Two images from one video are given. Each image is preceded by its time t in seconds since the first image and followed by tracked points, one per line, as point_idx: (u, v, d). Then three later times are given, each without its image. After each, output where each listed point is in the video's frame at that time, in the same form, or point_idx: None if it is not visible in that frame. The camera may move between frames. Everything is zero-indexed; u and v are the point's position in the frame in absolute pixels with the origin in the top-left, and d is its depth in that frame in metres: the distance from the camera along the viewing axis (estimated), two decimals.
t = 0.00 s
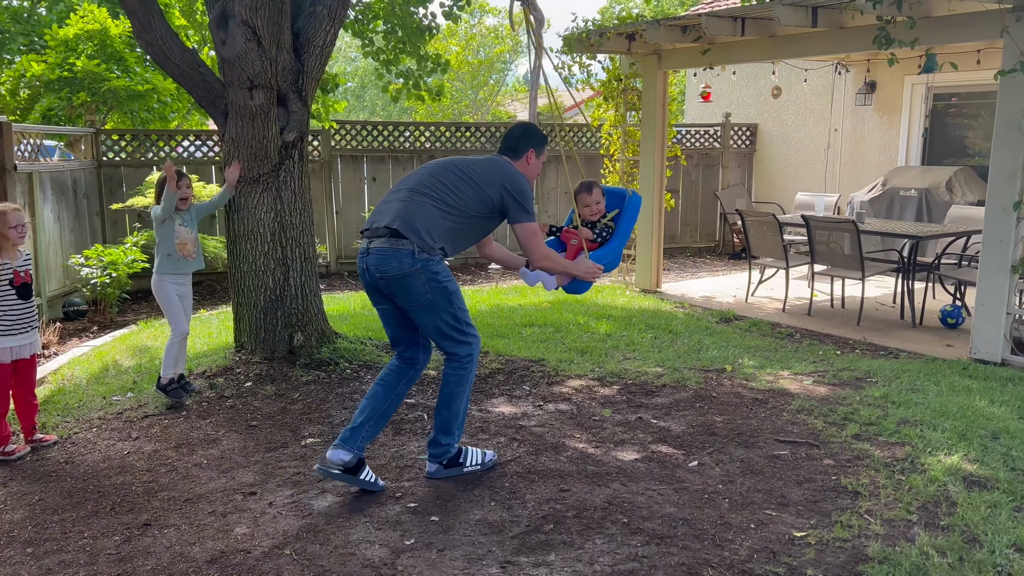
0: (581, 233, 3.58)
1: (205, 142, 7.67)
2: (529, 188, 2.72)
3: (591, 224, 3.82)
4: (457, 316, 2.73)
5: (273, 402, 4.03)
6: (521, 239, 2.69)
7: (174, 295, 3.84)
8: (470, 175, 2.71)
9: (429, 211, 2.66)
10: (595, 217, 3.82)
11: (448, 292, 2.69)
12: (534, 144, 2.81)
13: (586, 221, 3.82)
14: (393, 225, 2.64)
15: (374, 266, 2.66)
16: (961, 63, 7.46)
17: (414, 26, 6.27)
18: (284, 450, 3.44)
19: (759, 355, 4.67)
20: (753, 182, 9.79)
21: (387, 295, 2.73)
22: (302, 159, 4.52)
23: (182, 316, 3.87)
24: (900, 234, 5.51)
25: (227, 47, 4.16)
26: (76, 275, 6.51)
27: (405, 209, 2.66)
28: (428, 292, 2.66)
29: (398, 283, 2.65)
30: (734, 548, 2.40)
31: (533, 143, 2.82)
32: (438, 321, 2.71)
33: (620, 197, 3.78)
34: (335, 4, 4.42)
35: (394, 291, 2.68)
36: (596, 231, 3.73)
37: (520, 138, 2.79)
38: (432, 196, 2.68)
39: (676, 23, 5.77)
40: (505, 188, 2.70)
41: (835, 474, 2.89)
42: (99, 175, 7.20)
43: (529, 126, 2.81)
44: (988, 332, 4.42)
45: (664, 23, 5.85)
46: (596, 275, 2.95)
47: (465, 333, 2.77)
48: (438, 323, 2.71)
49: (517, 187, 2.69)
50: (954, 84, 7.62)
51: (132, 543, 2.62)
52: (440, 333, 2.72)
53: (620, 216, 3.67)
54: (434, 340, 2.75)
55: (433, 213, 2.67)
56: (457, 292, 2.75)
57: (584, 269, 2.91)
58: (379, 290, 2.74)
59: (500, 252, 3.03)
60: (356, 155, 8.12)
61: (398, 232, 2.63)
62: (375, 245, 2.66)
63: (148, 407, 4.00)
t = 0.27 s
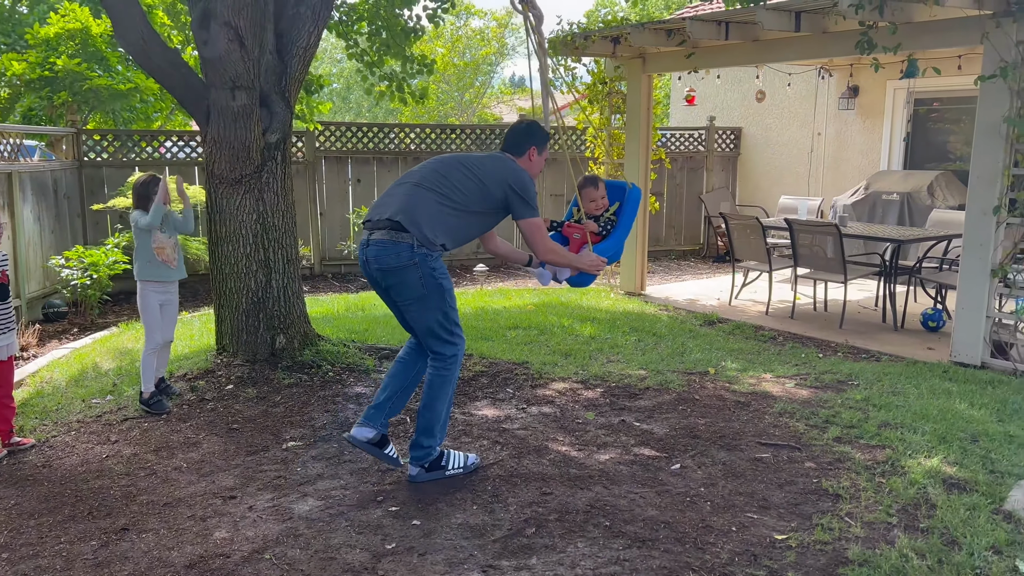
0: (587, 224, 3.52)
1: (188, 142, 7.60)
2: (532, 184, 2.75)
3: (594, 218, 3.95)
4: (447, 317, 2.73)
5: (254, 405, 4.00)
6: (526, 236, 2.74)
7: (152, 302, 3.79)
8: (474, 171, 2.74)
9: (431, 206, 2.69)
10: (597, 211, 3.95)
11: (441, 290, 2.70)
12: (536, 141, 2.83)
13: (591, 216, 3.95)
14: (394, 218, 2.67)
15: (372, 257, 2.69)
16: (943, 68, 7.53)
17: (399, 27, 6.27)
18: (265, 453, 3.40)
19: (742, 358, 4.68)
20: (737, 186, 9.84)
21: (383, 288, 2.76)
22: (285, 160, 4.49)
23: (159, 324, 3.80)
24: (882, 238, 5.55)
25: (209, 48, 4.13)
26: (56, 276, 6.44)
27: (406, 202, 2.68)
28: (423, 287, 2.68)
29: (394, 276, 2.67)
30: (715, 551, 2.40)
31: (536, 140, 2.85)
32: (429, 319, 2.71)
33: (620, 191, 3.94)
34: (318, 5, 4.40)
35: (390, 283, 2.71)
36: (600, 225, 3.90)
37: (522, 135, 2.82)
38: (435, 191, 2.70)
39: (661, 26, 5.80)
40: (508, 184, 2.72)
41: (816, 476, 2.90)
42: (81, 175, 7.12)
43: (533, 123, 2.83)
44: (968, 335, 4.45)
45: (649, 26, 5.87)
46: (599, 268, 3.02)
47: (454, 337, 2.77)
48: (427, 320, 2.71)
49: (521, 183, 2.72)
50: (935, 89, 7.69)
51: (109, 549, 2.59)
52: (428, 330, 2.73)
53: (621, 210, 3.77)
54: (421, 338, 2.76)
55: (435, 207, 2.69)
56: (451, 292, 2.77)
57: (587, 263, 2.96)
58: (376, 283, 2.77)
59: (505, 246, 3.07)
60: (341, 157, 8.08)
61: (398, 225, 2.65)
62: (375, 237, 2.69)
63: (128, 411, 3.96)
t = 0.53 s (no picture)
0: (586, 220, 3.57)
1: (169, 144, 7.51)
2: (530, 187, 2.79)
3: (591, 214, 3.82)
4: (437, 321, 2.79)
5: (233, 410, 3.95)
6: (526, 235, 2.78)
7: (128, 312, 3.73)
8: (473, 173, 2.78)
9: (428, 207, 2.74)
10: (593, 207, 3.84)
11: (433, 293, 2.77)
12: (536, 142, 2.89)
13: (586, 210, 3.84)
14: (392, 218, 2.72)
15: (368, 255, 2.76)
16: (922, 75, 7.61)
17: (381, 30, 6.23)
18: (244, 460, 3.36)
19: (723, 362, 4.69)
20: (719, 190, 9.88)
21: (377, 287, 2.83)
22: (266, 163, 4.45)
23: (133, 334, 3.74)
24: (862, 243, 5.59)
25: (188, 50, 4.10)
26: (33, 279, 6.35)
27: (404, 203, 2.74)
28: (414, 288, 2.75)
29: (388, 276, 2.74)
30: (696, 557, 2.39)
31: (535, 143, 2.90)
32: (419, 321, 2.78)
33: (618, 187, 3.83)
34: (300, 7, 4.37)
35: (383, 284, 2.77)
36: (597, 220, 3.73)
37: (522, 137, 2.86)
38: (433, 192, 2.75)
39: (643, 31, 5.83)
40: (506, 187, 2.77)
41: (797, 481, 2.90)
42: (59, 177, 7.03)
43: (532, 126, 2.88)
44: (947, 340, 4.49)
45: (631, 31, 5.89)
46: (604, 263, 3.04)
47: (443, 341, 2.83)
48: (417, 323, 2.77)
49: (519, 187, 2.77)
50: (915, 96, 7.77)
51: (83, 557, 2.54)
52: (417, 334, 2.79)
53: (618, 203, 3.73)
54: (410, 341, 2.82)
55: (433, 208, 2.75)
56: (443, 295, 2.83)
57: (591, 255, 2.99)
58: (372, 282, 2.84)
59: (507, 246, 3.12)
60: (323, 159, 8.03)
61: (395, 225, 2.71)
62: (372, 235, 2.76)
63: (104, 416, 3.90)
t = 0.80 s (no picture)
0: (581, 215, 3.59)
1: (147, 147, 7.42)
2: (526, 190, 2.81)
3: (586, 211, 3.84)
4: (432, 327, 2.81)
5: (210, 417, 3.89)
6: (524, 236, 2.80)
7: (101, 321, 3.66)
8: (470, 176, 2.79)
9: (426, 212, 2.76)
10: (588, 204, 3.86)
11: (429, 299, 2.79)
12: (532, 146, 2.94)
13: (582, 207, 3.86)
14: (391, 222, 2.74)
15: (366, 257, 2.77)
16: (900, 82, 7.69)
17: (362, 35, 6.17)
18: (221, 467, 3.31)
19: (704, 367, 4.69)
20: (700, 195, 9.93)
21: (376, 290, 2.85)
22: (245, 166, 4.39)
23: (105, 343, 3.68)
24: (842, 248, 5.62)
25: (166, 51, 4.04)
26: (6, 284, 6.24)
27: (402, 207, 2.75)
28: (411, 293, 2.76)
29: (385, 279, 2.76)
30: (677, 564, 2.38)
31: (530, 146, 2.94)
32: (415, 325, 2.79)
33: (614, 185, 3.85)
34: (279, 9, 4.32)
35: (381, 285, 2.79)
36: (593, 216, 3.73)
37: (518, 141, 2.90)
38: (430, 197, 2.77)
39: (624, 36, 5.84)
40: (503, 190, 2.79)
41: (778, 487, 2.90)
42: (34, 180, 6.92)
43: (527, 129, 2.92)
44: (925, 345, 4.52)
45: (613, 36, 5.91)
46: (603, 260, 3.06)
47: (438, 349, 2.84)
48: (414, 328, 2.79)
49: (515, 190, 2.79)
50: (893, 102, 7.84)
51: (54, 569, 2.48)
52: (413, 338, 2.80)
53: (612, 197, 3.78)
54: (405, 346, 2.83)
55: (431, 213, 2.77)
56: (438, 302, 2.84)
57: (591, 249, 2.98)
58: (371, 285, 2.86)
59: (504, 246, 3.15)
60: (304, 163, 7.97)
61: (393, 229, 2.73)
62: (371, 239, 2.77)
63: (78, 423, 3.83)
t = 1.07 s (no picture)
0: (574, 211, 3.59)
1: (123, 151, 7.32)
2: (522, 190, 2.83)
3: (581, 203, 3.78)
4: (423, 332, 2.80)
5: (186, 426, 3.82)
6: (519, 237, 2.81)
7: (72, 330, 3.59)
8: (466, 178, 2.81)
9: (425, 213, 2.78)
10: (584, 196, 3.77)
11: (423, 302, 2.79)
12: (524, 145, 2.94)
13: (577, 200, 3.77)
14: (391, 224, 2.77)
15: (365, 259, 2.79)
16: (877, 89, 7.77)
17: (342, 40, 6.13)
18: (196, 478, 3.25)
19: (686, 374, 4.68)
20: (681, 201, 9.97)
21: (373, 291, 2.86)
22: (222, 171, 4.33)
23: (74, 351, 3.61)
24: (821, 254, 5.66)
25: (141, 54, 3.98)
26: None
27: (401, 209, 2.78)
28: (408, 295, 2.77)
29: (382, 281, 2.77)
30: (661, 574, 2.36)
31: (524, 146, 2.95)
32: (407, 328, 2.80)
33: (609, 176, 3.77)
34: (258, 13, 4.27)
35: (378, 286, 2.80)
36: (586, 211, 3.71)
37: (511, 141, 2.92)
38: (429, 199, 2.80)
39: (605, 42, 5.84)
40: (498, 191, 2.81)
41: (761, 494, 2.89)
42: (6, 184, 6.79)
43: (520, 130, 2.94)
44: (904, 350, 4.55)
45: (594, 42, 5.91)
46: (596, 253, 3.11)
47: (426, 354, 2.82)
48: (405, 330, 2.79)
49: (511, 191, 2.80)
50: (870, 109, 7.91)
51: None
52: (403, 340, 2.79)
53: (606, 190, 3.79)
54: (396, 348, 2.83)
55: (429, 215, 2.79)
56: (433, 307, 2.85)
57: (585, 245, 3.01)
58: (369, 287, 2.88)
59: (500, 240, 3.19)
60: (282, 168, 7.89)
61: (393, 232, 2.76)
62: (370, 241, 2.79)
63: (50, 433, 3.74)
